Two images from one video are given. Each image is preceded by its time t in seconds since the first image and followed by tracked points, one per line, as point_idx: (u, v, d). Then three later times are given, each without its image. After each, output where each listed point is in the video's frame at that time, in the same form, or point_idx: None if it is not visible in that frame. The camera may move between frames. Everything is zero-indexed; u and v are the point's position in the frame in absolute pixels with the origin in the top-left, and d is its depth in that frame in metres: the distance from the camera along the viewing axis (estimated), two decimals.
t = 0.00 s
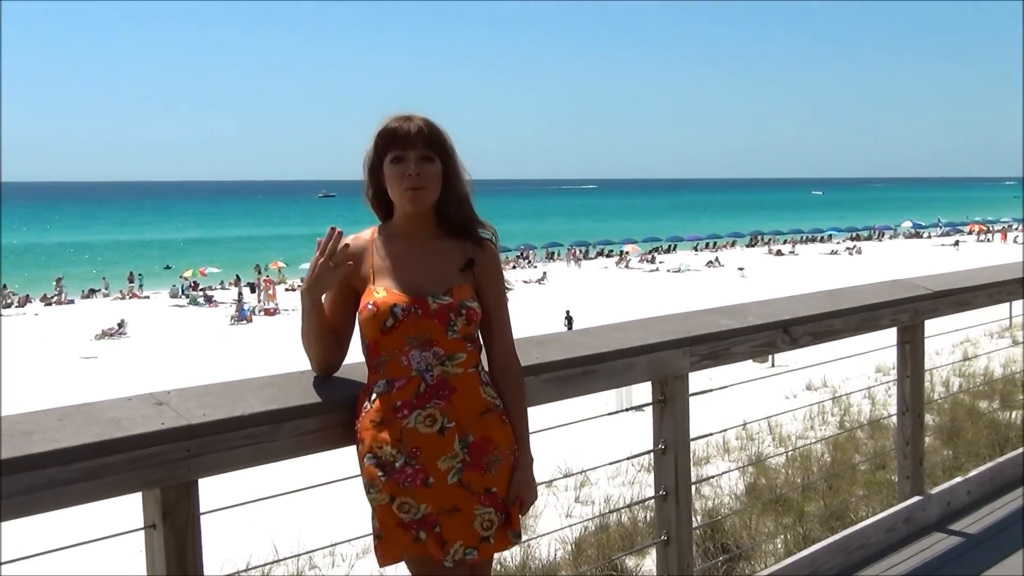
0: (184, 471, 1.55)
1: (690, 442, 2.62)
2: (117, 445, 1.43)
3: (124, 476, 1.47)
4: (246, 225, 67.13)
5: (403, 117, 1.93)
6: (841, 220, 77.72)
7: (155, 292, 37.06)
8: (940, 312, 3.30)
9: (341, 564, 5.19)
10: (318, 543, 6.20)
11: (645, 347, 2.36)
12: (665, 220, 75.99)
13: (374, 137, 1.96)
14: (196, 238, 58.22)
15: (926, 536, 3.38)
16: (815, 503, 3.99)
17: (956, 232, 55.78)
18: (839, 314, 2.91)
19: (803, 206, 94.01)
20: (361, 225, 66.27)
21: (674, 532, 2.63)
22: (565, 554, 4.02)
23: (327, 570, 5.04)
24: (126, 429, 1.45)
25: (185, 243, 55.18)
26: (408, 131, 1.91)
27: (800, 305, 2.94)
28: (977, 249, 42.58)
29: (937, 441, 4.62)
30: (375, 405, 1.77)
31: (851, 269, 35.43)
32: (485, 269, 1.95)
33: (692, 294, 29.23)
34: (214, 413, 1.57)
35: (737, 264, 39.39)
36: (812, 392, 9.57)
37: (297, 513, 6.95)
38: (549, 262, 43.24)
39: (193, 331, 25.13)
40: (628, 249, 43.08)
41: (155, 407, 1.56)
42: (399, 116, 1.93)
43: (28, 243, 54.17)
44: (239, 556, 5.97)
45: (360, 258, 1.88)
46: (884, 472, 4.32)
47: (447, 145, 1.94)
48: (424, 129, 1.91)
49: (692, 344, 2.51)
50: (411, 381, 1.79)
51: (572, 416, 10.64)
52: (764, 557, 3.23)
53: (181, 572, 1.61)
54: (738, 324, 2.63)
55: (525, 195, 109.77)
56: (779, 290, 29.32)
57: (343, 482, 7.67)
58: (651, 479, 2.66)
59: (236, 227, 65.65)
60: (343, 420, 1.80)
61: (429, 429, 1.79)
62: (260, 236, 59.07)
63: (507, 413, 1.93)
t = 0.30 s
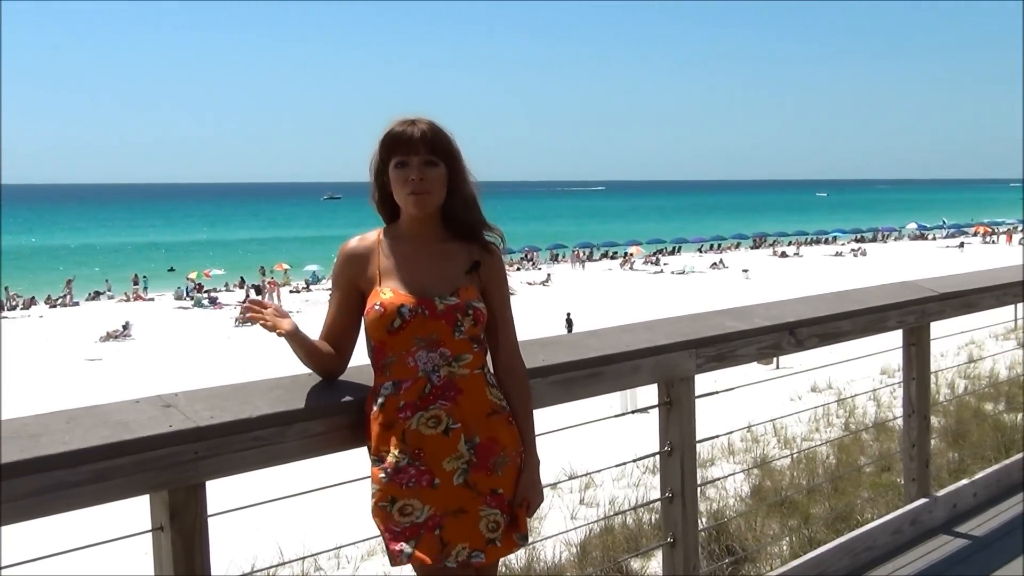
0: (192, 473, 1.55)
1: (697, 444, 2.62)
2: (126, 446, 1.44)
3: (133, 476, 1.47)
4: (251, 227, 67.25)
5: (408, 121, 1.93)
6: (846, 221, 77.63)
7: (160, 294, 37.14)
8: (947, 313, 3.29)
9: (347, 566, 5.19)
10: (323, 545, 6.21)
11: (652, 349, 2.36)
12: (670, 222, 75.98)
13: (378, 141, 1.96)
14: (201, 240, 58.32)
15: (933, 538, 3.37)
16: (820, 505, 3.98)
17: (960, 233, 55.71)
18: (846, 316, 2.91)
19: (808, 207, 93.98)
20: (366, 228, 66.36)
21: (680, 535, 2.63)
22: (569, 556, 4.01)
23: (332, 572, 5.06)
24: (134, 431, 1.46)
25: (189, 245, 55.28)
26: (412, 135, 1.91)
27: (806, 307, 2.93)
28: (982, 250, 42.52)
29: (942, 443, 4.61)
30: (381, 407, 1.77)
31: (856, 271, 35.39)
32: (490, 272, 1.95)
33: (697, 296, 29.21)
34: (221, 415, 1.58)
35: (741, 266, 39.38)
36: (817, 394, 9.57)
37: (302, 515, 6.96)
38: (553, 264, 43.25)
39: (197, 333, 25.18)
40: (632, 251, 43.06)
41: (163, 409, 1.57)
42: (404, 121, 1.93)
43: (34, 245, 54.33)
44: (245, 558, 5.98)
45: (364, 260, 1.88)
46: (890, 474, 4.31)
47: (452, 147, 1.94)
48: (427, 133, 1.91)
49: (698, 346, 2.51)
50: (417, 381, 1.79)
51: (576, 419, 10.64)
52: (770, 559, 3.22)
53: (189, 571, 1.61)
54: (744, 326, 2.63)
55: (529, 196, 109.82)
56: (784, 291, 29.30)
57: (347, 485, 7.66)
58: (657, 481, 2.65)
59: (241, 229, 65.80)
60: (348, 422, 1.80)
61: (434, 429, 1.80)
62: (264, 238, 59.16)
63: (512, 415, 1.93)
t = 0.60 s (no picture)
0: (196, 475, 1.55)
1: (701, 445, 2.62)
2: (132, 447, 1.43)
3: (138, 477, 1.47)
4: (252, 228, 67.32)
5: (414, 122, 1.93)
6: (846, 221, 77.62)
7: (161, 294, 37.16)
8: (949, 314, 3.29)
9: (348, 566, 5.19)
10: (325, 546, 6.22)
11: (655, 350, 2.36)
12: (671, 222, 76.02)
13: (384, 142, 1.96)
14: (202, 241, 58.36)
15: (935, 539, 3.37)
16: (822, 505, 3.98)
17: (960, 233, 55.72)
18: (849, 316, 2.90)
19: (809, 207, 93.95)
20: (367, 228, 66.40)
21: (684, 536, 2.63)
22: (571, 556, 4.01)
23: (335, 572, 5.07)
24: (140, 432, 1.46)
25: (189, 246, 55.32)
26: (419, 135, 1.91)
27: (811, 307, 2.93)
28: (982, 250, 42.53)
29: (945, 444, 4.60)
30: (386, 408, 1.77)
31: (857, 271, 35.39)
32: (495, 272, 1.96)
33: (697, 296, 29.22)
34: (226, 416, 1.57)
35: (742, 266, 39.37)
36: (818, 394, 9.57)
37: (303, 517, 6.96)
38: (554, 264, 43.22)
39: (198, 333, 25.19)
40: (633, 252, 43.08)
41: (168, 409, 1.57)
42: (410, 121, 1.93)
43: (35, 246, 54.37)
44: (246, 559, 5.99)
45: (369, 261, 1.88)
46: (892, 475, 4.30)
47: (458, 147, 1.94)
48: (434, 133, 1.91)
49: (701, 346, 2.51)
50: (421, 382, 1.79)
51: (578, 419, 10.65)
52: (773, 559, 3.22)
53: (195, 572, 1.61)
54: (747, 327, 2.63)
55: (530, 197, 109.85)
56: (785, 291, 29.30)
57: (347, 486, 7.66)
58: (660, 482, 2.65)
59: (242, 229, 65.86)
60: (353, 422, 1.79)
61: (439, 430, 1.79)
62: (265, 238, 59.20)
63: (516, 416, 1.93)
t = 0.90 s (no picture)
0: (202, 475, 1.55)
1: (703, 444, 2.62)
2: (137, 447, 1.43)
3: (143, 478, 1.47)
4: (251, 229, 67.26)
5: (420, 122, 1.93)
6: (845, 220, 77.58)
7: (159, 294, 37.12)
8: (950, 313, 3.29)
9: (348, 567, 5.19)
10: (326, 546, 6.21)
11: (658, 349, 2.36)
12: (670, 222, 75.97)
13: (389, 141, 1.96)
14: (200, 241, 58.29)
15: (937, 538, 3.37)
16: (823, 504, 3.97)
17: (959, 232, 55.68)
18: (852, 315, 2.90)
19: (808, 206, 94.00)
20: (366, 228, 66.37)
21: (687, 535, 2.63)
22: (573, 556, 4.00)
23: (336, 572, 5.06)
24: (146, 432, 1.46)
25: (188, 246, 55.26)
26: (426, 136, 1.91)
27: (811, 307, 2.93)
28: (981, 250, 42.48)
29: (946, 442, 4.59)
30: (390, 408, 1.77)
31: (856, 270, 35.37)
32: (501, 271, 1.96)
33: (696, 295, 29.19)
34: (231, 417, 1.58)
35: (741, 266, 39.33)
36: (818, 394, 9.55)
37: (304, 517, 6.96)
38: (553, 264, 43.17)
39: (196, 334, 25.16)
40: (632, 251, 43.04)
41: (173, 411, 1.57)
42: (416, 121, 1.93)
43: (33, 247, 54.33)
44: (247, 558, 5.99)
45: (374, 261, 1.88)
46: (892, 473, 4.30)
47: (463, 149, 1.94)
48: (439, 134, 1.91)
49: (705, 346, 2.51)
50: (424, 383, 1.79)
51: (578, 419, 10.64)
52: (774, 559, 3.21)
53: (200, 572, 1.61)
54: (750, 326, 2.62)
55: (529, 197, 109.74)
56: (784, 291, 29.27)
57: (347, 487, 7.65)
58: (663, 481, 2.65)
59: (241, 229, 65.83)
60: (358, 422, 1.79)
61: (443, 430, 1.79)
62: (264, 238, 59.14)
63: (521, 416, 1.94)
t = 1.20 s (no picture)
0: (205, 474, 1.55)
1: (705, 443, 2.61)
2: (141, 447, 1.43)
3: (146, 477, 1.47)
4: (249, 228, 67.26)
5: (426, 119, 1.93)
6: (843, 219, 77.62)
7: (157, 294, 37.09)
8: (950, 311, 3.28)
9: (348, 565, 5.19)
10: (325, 545, 6.22)
11: (662, 347, 2.35)
12: (668, 220, 75.97)
13: (395, 140, 1.96)
14: (197, 240, 58.27)
15: (938, 535, 3.37)
16: (822, 503, 3.96)
17: (957, 230, 55.69)
18: (852, 313, 2.90)
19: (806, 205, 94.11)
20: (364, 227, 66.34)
21: (688, 533, 2.62)
22: (572, 554, 3.98)
23: (335, 571, 5.05)
24: (148, 432, 1.45)
25: (186, 246, 55.25)
26: (432, 134, 1.91)
27: (813, 304, 2.93)
28: (979, 248, 42.51)
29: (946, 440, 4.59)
30: (394, 405, 1.77)
31: (854, 268, 35.38)
32: (503, 271, 1.96)
33: (694, 294, 29.19)
34: (235, 415, 1.57)
35: (739, 264, 39.34)
36: (816, 392, 9.56)
37: (303, 517, 6.96)
38: (551, 263, 43.17)
39: (195, 333, 25.15)
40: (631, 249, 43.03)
41: (177, 409, 1.56)
42: (423, 119, 1.92)
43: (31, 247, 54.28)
44: (247, 558, 5.99)
45: (377, 259, 1.88)
46: (891, 471, 4.29)
47: (469, 148, 1.94)
48: (446, 132, 1.91)
49: (706, 344, 2.51)
50: (427, 381, 1.79)
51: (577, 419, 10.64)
52: (774, 557, 3.21)
53: (202, 572, 1.61)
54: (751, 324, 2.62)
55: (527, 196, 109.73)
56: (782, 289, 29.27)
57: (346, 486, 7.65)
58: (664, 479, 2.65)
59: (239, 229, 65.80)
60: (361, 422, 1.79)
61: (446, 429, 1.79)
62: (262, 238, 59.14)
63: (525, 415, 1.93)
